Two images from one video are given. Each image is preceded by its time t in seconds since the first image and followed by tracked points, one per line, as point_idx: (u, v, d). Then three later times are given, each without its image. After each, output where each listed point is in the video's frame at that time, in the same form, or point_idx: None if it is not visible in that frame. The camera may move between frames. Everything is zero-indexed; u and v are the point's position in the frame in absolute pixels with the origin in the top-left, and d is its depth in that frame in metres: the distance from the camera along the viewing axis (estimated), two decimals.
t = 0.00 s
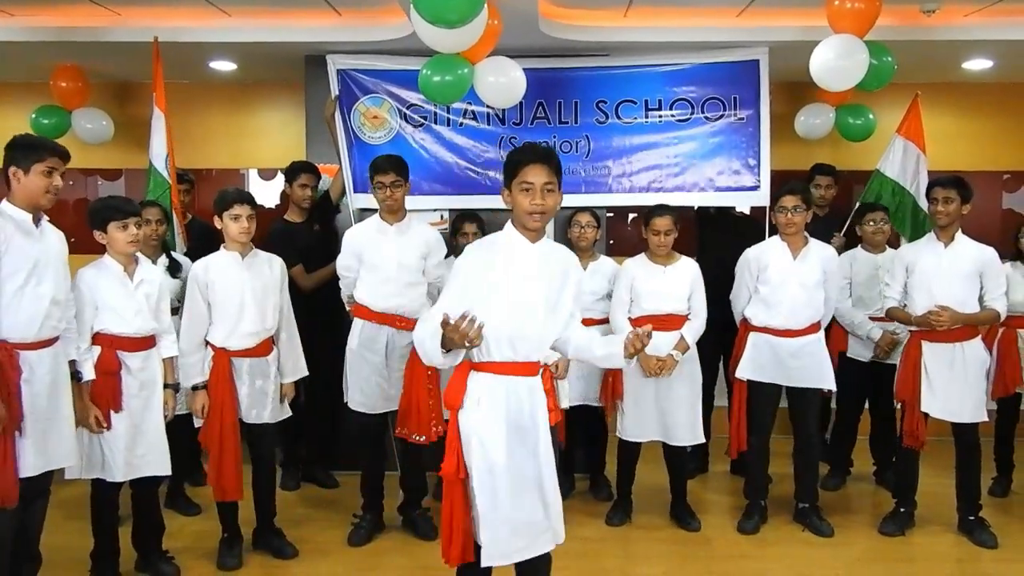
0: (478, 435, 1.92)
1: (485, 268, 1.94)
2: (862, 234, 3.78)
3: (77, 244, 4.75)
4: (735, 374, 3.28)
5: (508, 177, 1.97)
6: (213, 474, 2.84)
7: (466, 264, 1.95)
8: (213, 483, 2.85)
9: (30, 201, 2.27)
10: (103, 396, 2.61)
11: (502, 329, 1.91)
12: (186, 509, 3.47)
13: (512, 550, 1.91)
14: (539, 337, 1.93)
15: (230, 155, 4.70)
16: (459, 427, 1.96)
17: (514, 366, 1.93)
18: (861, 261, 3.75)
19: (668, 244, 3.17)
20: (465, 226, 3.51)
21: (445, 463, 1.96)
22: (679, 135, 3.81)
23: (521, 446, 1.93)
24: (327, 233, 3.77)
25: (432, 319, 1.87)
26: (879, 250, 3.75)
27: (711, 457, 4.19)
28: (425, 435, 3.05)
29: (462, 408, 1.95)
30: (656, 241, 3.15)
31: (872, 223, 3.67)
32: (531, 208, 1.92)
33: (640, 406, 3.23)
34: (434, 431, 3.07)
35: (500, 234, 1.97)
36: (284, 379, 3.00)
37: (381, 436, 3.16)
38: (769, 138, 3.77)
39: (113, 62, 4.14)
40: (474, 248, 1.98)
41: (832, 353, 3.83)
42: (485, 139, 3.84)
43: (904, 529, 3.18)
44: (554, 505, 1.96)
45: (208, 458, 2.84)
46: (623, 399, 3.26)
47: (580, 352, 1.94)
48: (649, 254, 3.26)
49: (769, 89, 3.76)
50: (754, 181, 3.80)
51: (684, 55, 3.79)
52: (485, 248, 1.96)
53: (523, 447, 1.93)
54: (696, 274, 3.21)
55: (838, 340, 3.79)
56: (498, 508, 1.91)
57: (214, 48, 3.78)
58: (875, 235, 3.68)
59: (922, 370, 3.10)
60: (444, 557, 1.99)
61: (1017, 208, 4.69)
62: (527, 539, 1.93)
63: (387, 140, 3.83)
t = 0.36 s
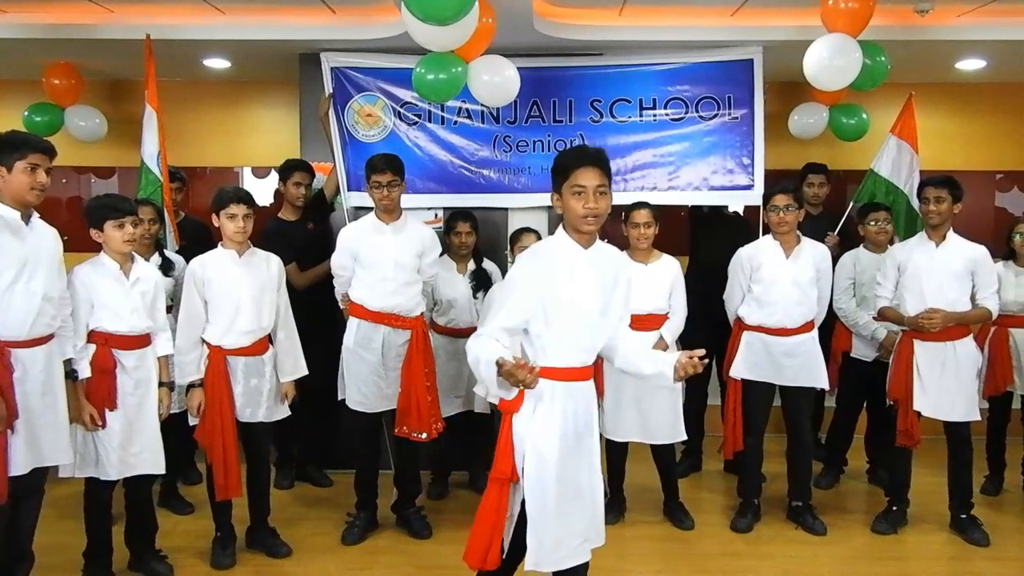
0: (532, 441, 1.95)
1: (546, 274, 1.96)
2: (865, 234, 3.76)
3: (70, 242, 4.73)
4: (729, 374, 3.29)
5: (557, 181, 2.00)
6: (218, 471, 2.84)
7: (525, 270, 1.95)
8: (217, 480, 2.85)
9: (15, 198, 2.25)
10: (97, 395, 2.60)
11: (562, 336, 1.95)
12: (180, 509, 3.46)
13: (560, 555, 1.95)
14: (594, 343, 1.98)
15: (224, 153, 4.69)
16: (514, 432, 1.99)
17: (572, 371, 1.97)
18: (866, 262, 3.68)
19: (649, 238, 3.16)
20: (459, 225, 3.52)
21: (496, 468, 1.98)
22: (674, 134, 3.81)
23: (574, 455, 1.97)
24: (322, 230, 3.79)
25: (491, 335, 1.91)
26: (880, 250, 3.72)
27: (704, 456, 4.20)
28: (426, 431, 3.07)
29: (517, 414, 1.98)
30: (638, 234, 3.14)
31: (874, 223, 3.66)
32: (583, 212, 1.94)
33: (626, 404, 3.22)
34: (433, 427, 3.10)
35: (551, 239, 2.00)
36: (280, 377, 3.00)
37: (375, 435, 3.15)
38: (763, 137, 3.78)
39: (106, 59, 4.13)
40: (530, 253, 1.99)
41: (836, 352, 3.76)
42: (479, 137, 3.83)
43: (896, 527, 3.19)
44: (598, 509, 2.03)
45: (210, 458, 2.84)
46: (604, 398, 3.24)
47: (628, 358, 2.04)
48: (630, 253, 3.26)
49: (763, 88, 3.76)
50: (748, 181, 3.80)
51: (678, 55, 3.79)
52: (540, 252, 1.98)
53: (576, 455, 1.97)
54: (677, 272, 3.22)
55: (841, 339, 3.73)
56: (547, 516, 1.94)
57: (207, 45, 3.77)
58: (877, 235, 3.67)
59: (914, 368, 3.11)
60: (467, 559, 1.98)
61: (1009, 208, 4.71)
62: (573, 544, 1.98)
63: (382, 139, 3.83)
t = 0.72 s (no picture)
0: (550, 433, 1.96)
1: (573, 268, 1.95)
2: (839, 235, 3.80)
3: (39, 240, 4.66)
4: (705, 374, 3.28)
5: (581, 172, 2.00)
6: (184, 471, 2.82)
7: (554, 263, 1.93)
8: (183, 479, 2.83)
9: None
10: (67, 395, 2.56)
11: (590, 331, 1.96)
12: (150, 509, 3.42)
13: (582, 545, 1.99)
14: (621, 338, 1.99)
15: (196, 150, 4.64)
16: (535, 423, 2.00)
17: (596, 365, 1.98)
18: (840, 262, 3.70)
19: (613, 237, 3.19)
20: (433, 224, 3.51)
21: (518, 460, 2.00)
22: (648, 134, 3.83)
23: (594, 446, 1.98)
24: (296, 228, 3.77)
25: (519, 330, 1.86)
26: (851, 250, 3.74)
27: (677, 455, 4.22)
28: (395, 431, 3.06)
29: (538, 406, 1.99)
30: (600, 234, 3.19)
31: (848, 223, 3.71)
32: (608, 203, 1.94)
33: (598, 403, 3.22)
34: (404, 427, 3.09)
35: (576, 232, 2.00)
36: (252, 378, 2.97)
37: (348, 435, 3.13)
38: (737, 138, 3.80)
39: (76, 55, 4.08)
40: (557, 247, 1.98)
41: (812, 351, 3.82)
42: (454, 136, 3.83)
43: (865, 524, 3.22)
44: (624, 500, 2.04)
45: (178, 458, 2.82)
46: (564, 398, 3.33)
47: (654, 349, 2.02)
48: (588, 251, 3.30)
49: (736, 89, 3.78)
50: (721, 181, 3.83)
51: (652, 55, 3.81)
52: (568, 246, 1.98)
53: (597, 446, 1.98)
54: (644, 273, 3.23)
55: (816, 339, 3.77)
56: (567, 507, 1.96)
57: (179, 41, 3.73)
58: (851, 235, 3.72)
59: (883, 366, 3.16)
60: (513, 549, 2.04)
61: (977, 209, 4.77)
62: (594, 533, 2.01)
63: (356, 137, 3.81)
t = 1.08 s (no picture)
0: (577, 428, 1.98)
1: (606, 267, 1.94)
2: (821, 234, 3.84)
3: (22, 240, 4.63)
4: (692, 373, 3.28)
5: (623, 178, 2.01)
6: (169, 473, 2.80)
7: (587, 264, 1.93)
8: (170, 481, 2.82)
9: None
10: (50, 396, 2.56)
11: (624, 333, 1.96)
12: (135, 511, 3.41)
13: (605, 542, 1.98)
14: (655, 339, 1.99)
15: (180, 149, 4.62)
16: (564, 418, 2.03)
17: (626, 364, 1.98)
18: (821, 261, 3.78)
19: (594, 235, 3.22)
20: (418, 223, 3.51)
21: (545, 452, 2.03)
22: (634, 134, 3.84)
23: (622, 444, 1.98)
24: (281, 228, 3.75)
25: (553, 321, 1.90)
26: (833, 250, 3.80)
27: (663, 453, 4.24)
28: (379, 432, 3.05)
29: (567, 401, 2.02)
30: (584, 233, 3.21)
31: (828, 223, 3.75)
32: (648, 208, 1.95)
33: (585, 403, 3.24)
34: (388, 429, 3.08)
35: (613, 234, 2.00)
36: (238, 379, 2.95)
37: (334, 435, 3.13)
38: (722, 137, 3.81)
39: (58, 53, 4.05)
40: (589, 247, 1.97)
41: (791, 349, 3.89)
42: (440, 135, 3.82)
43: (850, 522, 3.24)
44: (657, 502, 2.01)
45: (164, 460, 2.81)
46: (547, 398, 3.39)
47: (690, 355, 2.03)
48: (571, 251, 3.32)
49: (721, 89, 3.80)
50: (707, 180, 3.84)
51: (637, 55, 3.82)
52: (604, 246, 1.98)
53: (624, 444, 1.98)
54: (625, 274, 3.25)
55: (796, 337, 3.86)
56: (592, 501, 1.97)
57: (162, 40, 3.71)
58: (830, 235, 3.76)
59: (867, 365, 3.17)
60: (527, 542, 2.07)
61: (959, 208, 4.81)
62: (623, 533, 1.99)
63: (341, 136, 3.80)
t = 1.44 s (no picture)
0: (649, 414, 2.04)
1: (674, 264, 2.05)
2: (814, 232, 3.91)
3: (19, 240, 4.63)
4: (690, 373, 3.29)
5: (686, 180, 2.10)
6: (166, 474, 2.80)
7: (656, 261, 2.04)
8: (166, 482, 2.81)
9: None
10: (46, 396, 2.55)
11: (690, 324, 2.04)
12: (133, 511, 3.40)
13: (680, 526, 2.03)
14: (718, 334, 2.05)
15: (178, 149, 4.62)
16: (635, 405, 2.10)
17: (693, 354, 2.05)
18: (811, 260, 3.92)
19: (597, 236, 3.20)
20: (417, 223, 3.51)
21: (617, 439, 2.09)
22: (632, 134, 3.84)
23: (693, 428, 2.04)
24: (278, 228, 3.75)
25: (623, 316, 2.02)
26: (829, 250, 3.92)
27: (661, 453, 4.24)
28: (379, 432, 3.05)
29: (638, 389, 2.09)
30: (587, 233, 3.19)
31: (818, 222, 3.82)
32: (711, 207, 2.04)
33: (583, 402, 3.24)
34: (387, 429, 3.08)
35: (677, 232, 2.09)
36: (236, 379, 2.95)
37: (332, 435, 3.12)
38: (719, 137, 3.81)
39: (56, 53, 4.04)
40: (658, 245, 2.08)
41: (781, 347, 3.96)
42: (438, 135, 3.82)
43: (848, 521, 3.24)
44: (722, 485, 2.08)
45: (161, 460, 2.81)
46: (554, 398, 3.30)
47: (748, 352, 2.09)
48: (576, 251, 3.28)
49: (719, 89, 3.80)
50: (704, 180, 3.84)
51: (635, 55, 3.82)
52: (671, 243, 2.08)
53: (695, 431, 2.04)
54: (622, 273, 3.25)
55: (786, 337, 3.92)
56: (667, 485, 2.03)
57: (160, 40, 3.71)
58: (821, 233, 3.83)
59: (864, 366, 3.17)
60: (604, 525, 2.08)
61: (957, 208, 4.82)
62: (695, 517, 2.05)
63: (339, 136, 3.79)
